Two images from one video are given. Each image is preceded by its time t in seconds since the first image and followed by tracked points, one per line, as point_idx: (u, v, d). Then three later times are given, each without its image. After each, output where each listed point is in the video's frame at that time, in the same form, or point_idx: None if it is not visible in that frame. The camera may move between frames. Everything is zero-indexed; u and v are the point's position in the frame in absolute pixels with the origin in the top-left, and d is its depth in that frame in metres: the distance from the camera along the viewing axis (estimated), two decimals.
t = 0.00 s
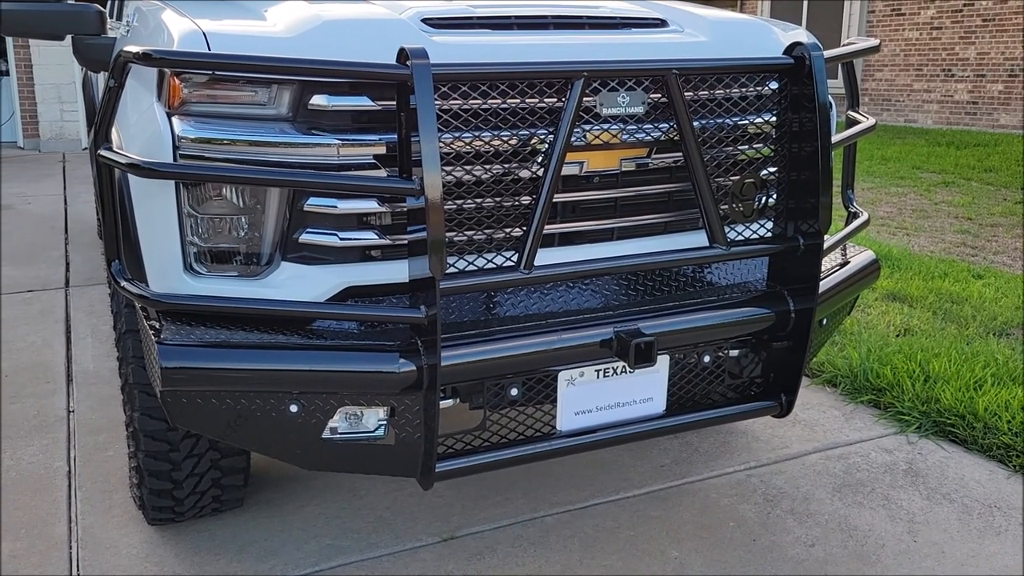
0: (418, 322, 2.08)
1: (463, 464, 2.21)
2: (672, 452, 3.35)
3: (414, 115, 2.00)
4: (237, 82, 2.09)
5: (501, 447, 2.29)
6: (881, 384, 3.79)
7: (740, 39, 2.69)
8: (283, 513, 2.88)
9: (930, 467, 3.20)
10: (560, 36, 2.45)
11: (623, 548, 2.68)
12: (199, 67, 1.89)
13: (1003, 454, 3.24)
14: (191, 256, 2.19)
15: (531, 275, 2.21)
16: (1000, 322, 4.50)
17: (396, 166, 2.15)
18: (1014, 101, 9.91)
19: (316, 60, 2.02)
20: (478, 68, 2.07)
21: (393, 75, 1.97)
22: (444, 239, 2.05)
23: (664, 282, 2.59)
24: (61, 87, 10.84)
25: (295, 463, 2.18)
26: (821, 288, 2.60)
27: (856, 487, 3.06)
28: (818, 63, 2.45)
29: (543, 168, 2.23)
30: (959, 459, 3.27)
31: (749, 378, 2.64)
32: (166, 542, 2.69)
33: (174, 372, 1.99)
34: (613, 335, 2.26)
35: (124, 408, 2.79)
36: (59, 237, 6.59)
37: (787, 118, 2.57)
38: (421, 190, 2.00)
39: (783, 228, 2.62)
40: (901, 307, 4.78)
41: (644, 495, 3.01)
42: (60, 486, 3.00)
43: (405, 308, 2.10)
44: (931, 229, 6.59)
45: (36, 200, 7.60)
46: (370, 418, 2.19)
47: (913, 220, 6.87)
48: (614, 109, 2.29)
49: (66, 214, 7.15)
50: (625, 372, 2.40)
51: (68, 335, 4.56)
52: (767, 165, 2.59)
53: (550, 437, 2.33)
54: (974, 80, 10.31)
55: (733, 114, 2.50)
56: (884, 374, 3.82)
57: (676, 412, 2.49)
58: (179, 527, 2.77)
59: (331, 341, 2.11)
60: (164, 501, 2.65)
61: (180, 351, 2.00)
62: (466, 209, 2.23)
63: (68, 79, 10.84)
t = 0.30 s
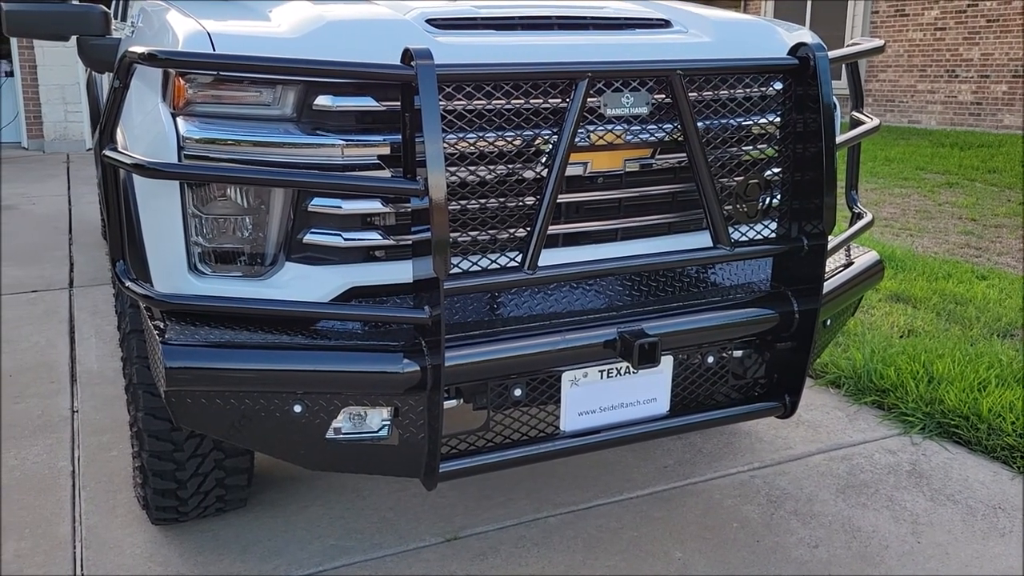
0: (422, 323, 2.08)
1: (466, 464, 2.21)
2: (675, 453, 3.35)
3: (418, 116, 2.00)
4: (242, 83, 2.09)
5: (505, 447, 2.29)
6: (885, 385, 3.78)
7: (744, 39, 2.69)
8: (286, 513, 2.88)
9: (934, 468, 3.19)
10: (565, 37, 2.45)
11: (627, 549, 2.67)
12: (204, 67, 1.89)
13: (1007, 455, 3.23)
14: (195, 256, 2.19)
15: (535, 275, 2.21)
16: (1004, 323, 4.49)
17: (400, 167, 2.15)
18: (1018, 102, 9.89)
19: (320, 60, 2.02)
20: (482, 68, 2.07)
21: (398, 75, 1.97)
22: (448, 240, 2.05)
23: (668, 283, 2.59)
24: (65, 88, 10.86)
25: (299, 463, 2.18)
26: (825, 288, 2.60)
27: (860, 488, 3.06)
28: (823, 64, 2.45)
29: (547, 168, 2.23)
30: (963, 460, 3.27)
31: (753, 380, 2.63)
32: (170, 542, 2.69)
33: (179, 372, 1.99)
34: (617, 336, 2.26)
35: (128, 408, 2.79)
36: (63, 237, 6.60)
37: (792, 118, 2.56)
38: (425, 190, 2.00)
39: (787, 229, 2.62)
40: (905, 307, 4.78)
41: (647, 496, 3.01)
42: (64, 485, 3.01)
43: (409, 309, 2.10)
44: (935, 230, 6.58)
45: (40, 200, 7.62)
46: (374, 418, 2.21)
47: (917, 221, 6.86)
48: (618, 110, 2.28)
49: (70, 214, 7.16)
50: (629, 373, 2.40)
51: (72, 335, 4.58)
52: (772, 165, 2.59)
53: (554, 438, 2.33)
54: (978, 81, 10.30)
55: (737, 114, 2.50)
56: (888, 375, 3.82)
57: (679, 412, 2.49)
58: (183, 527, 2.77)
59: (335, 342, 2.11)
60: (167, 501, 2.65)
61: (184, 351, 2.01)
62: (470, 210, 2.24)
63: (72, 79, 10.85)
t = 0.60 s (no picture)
0: (421, 322, 2.07)
1: (465, 464, 2.20)
2: (675, 453, 3.35)
3: (417, 114, 2.00)
4: (240, 81, 2.09)
5: (504, 447, 2.28)
6: (885, 385, 3.78)
7: (744, 38, 2.69)
8: (285, 512, 2.88)
9: (934, 468, 3.19)
10: (564, 36, 2.45)
11: (626, 549, 2.67)
12: (202, 66, 1.89)
13: (1007, 455, 3.23)
14: (194, 255, 2.19)
15: (534, 274, 2.21)
16: (1004, 323, 4.48)
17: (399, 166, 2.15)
18: (1018, 102, 9.88)
19: (319, 59, 2.02)
20: (481, 67, 2.06)
21: (397, 74, 1.97)
22: (447, 239, 2.04)
23: (668, 282, 2.58)
24: (65, 87, 10.85)
25: (298, 462, 2.18)
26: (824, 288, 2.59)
27: (859, 488, 3.06)
28: (822, 63, 2.45)
29: (546, 167, 2.23)
30: (963, 460, 3.26)
31: (752, 380, 2.63)
32: (168, 541, 2.69)
33: (177, 371, 1.98)
34: (616, 335, 2.26)
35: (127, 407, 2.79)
36: (63, 237, 6.60)
37: (791, 118, 2.56)
38: (424, 189, 2.00)
39: (787, 228, 2.62)
40: (905, 308, 4.77)
41: (646, 496, 3.00)
42: (62, 485, 3.00)
43: (408, 308, 2.10)
44: (935, 231, 6.58)
45: (40, 200, 7.61)
46: (373, 417, 2.19)
47: (917, 221, 6.85)
48: (617, 109, 2.28)
49: (70, 214, 7.16)
50: (629, 372, 2.39)
51: (72, 334, 4.57)
52: (771, 165, 2.59)
53: (553, 438, 2.32)
54: (978, 81, 10.29)
55: (736, 113, 2.50)
56: (887, 375, 3.81)
57: (679, 412, 2.49)
58: (182, 527, 2.77)
59: (334, 341, 2.11)
60: (166, 501, 2.65)
61: (183, 350, 2.00)
62: (470, 209, 2.23)
63: (73, 79, 10.85)
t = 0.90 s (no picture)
0: (418, 322, 2.07)
1: (462, 465, 2.20)
2: (673, 453, 3.34)
3: (414, 114, 1.99)
4: (237, 80, 2.08)
5: (502, 447, 2.28)
6: (883, 385, 3.77)
7: (742, 38, 2.68)
8: (283, 513, 2.87)
9: (932, 468, 3.19)
10: (562, 36, 2.44)
11: (624, 549, 2.67)
12: (198, 65, 1.88)
13: (1006, 455, 3.22)
14: (190, 255, 2.18)
15: (531, 274, 2.20)
16: (1003, 323, 4.48)
17: (396, 165, 2.14)
18: (1017, 103, 9.89)
19: (316, 58, 2.01)
20: (478, 66, 2.06)
21: (394, 73, 1.96)
22: (444, 239, 2.04)
23: (666, 283, 2.58)
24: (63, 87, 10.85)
25: (294, 463, 2.17)
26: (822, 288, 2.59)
27: (857, 488, 3.05)
28: (820, 63, 2.45)
29: (544, 167, 2.23)
30: (961, 460, 3.26)
31: (750, 380, 2.62)
32: (165, 542, 2.68)
33: (173, 371, 1.98)
34: (614, 336, 2.25)
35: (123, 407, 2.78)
36: (62, 237, 6.59)
37: (789, 117, 2.56)
38: (421, 189, 1.99)
39: (785, 228, 2.61)
40: (904, 308, 4.77)
41: (644, 496, 3.00)
42: (59, 485, 3.00)
43: (405, 308, 2.09)
44: (934, 231, 6.58)
45: (38, 199, 7.60)
46: (370, 417, 2.18)
47: (916, 221, 6.85)
48: (615, 109, 2.28)
49: (68, 214, 7.15)
50: (627, 372, 2.39)
51: (69, 334, 4.57)
52: (769, 165, 2.58)
53: (550, 438, 2.32)
54: (977, 81, 10.29)
55: (734, 113, 2.49)
56: (886, 376, 3.81)
57: (677, 413, 2.49)
58: (179, 527, 2.76)
59: (331, 341, 2.10)
60: (163, 501, 2.64)
61: (179, 350, 2.00)
62: (467, 209, 2.23)
63: (71, 79, 10.84)
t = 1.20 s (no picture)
0: (415, 323, 2.07)
1: (460, 465, 2.19)
2: (671, 455, 3.34)
3: (411, 115, 1.99)
4: (234, 81, 2.08)
5: (499, 448, 2.28)
6: (881, 386, 3.77)
7: (740, 38, 2.68)
8: (280, 514, 2.86)
9: (930, 469, 3.18)
10: (560, 36, 2.44)
11: (622, 551, 2.66)
12: (194, 66, 1.87)
13: (1004, 457, 3.22)
14: (186, 256, 2.17)
15: (529, 275, 2.19)
16: (1001, 323, 4.48)
17: (393, 166, 2.13)
18: (1016, 103, 9.89)
19: (313, 58, 2.01)
20: (475, 66, 2.05)
21: (390, 74, 1.96)
22: (441, 240, 2.04)
23: (664, 284, 2.57)
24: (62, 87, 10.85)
25: (291, 465, 2.16)
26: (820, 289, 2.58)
27: (856, 489, 3.05)
28: (819, 64, 2.44)
29: (541, 168, 2.22)
30: (960, 461, 3.26)
31: (748, 381, 2.62)
32: (162, 543, 2.67)
33: (169, 373, 1.97)
34: (612, 337, 2.25)
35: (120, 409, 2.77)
36: (60, 238, 6.59)
37: (788, 118, 2.55)
38: (418, 189, 1.99)
39: (783, 229, 2.61)
40: (902, 308, 4.77)
41: (642, 497, 2.99)
42: (55, 486, 2.99)
43: (402, 309, 2.09)
44: (932, 231, 6.57)
45: (36, 200, 7.59)
46: (367, 419, 2.17)
47: (915, 222, 6.85)
48: (612, 110, 2.28)
49: (66, 214, 7.13)
50: (625, 374, 2.38)
51: (66, 335, 4.56)
52: (767, 165, 2.58)
53: (548, 439, 2.31)
54: (976, 82, 10.29)
55: (732, 114, 2.49)
56: (884, 377, 3.81)
57: (675, 414, 2.48)
58: (175, 529, 2.75)
59: (327, 342, 2.10)
60: (160, 503, 2.63)
61: (175, 351, 1.99)
62: (464, 209, 2.22)
63: (69, 79, 10.83)
